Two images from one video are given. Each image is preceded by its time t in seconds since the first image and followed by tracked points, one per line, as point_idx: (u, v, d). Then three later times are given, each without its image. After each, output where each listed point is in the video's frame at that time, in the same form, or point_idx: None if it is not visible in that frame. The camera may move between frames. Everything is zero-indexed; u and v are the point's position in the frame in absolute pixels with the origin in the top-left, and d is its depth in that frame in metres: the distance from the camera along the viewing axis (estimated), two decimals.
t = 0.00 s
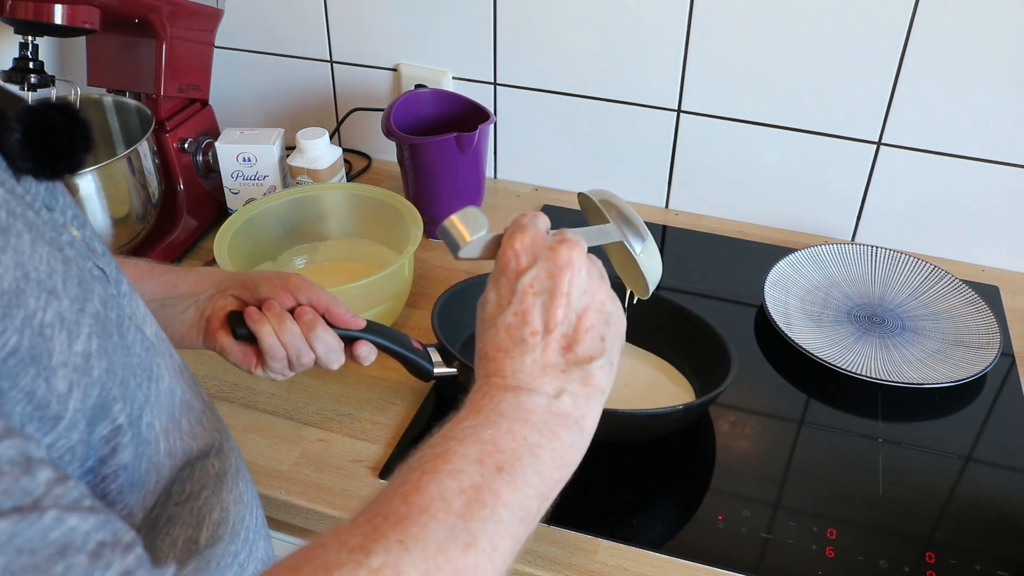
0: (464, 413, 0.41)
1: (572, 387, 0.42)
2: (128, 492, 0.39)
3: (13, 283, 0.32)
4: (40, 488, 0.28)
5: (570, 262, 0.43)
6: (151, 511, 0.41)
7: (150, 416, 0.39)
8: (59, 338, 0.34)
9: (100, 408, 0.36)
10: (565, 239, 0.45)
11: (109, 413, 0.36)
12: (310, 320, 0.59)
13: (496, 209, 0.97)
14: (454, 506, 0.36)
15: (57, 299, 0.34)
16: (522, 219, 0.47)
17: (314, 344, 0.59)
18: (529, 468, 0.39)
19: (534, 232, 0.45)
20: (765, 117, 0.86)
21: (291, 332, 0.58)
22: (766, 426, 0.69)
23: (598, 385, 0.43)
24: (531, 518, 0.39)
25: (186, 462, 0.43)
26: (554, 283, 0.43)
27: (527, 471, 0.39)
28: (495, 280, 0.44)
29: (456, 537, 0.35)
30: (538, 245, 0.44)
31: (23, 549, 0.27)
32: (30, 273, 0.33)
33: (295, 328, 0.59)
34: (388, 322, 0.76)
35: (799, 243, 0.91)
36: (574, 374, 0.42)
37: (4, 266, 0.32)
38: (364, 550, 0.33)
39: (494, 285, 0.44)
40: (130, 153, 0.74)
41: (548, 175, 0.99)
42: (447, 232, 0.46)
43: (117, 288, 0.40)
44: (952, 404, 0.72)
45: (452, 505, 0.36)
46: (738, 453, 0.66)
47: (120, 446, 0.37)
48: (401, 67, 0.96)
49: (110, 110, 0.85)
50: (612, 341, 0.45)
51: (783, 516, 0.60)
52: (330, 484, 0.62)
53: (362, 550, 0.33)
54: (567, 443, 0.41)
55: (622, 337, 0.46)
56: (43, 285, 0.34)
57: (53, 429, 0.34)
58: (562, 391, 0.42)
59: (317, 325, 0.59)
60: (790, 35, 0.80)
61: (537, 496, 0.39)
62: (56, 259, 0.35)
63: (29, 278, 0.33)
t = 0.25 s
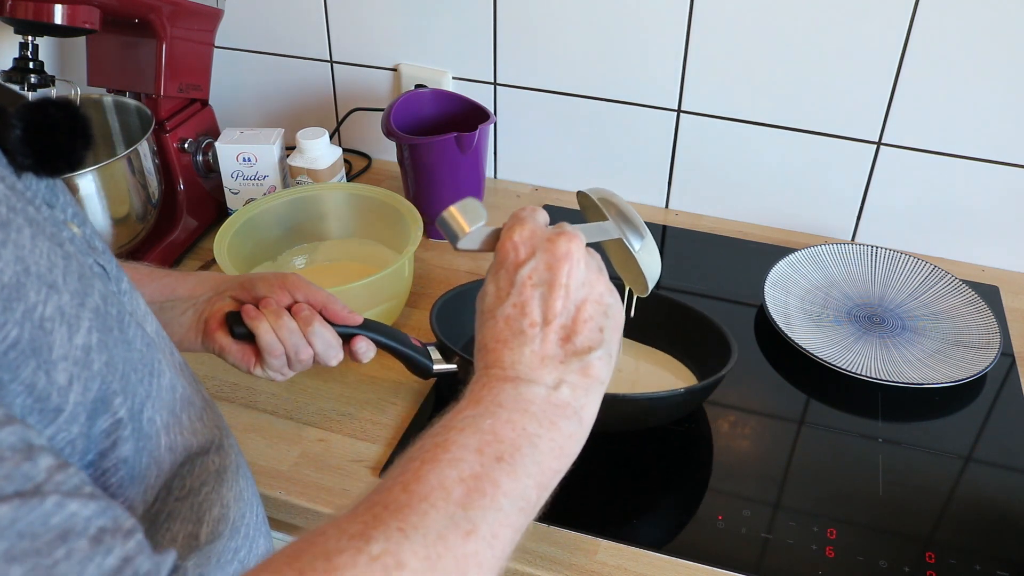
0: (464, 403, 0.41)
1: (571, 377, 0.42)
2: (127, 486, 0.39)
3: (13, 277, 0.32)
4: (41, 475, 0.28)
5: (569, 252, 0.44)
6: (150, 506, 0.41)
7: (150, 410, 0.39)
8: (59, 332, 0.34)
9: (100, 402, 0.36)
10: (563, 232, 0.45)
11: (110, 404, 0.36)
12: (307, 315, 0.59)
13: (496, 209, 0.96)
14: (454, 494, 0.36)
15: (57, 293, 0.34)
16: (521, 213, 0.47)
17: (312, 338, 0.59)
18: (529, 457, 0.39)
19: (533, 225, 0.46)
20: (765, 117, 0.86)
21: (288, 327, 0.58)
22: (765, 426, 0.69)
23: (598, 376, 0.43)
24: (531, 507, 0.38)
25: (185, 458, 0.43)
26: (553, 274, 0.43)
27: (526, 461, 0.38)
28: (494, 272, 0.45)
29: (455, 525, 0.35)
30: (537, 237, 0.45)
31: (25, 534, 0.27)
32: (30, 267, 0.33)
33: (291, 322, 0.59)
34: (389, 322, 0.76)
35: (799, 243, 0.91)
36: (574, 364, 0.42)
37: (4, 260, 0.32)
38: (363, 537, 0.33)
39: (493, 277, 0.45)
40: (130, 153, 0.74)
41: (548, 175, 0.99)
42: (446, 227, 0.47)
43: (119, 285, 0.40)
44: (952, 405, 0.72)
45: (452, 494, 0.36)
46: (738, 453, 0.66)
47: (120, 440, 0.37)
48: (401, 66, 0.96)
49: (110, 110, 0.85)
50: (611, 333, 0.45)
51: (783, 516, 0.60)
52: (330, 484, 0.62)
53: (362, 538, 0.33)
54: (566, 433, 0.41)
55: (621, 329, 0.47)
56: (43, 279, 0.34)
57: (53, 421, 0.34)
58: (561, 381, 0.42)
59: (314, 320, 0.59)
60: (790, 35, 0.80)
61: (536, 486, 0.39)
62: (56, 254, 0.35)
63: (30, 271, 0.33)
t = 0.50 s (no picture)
0: (459, 396, 0.41)
1: (566, 370, 0.42)
2: (128, 478, 0.39)
3: (16, 269, 0.32)
4: (42, 461, 0.28)
5: (562, 246, 0.43)
6: (151, 501, 0.41)
7: (155, 403, 0.39)
8: (61, 323, 0.34)
9: (101, 394, 0.36)
10: (558, 226, 0.45)
11: (111, 395, 0.36)
12: (301, 327, 0.59)
13: (496, 209, 0.96)
14: (449, 484, 0.36)
15: (60, 285, 0.34)
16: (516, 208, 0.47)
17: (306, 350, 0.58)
18: (523, 449, 0.39)
19: (527, 219, 0.45)
20: (765, 117, 0.86)
21: (283, 340, 0.58)
22: (765, 426, 0.69)
23: (592, 367, 0.43)
24: (525, 498, 0.38)
25: (188, 454, 0.43)
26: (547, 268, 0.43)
27: (521, 452, 0.39)
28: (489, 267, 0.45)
29: (450, 514, 0.35)
30: (532, 231, 0.45)
31: (26, 519, 0.27)
32: (33, 259, 0.33)
33: (285, 335, 0.58)
34: (390, 321, 0.76)
35: (799, 243, 0.91)
36: (567, 356, 0.42)
37: (7, 251, 0.32)
38: (360, 526, 0.33)
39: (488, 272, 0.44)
40: (130, 153, 0.74)
41: (548, 176, 0.99)
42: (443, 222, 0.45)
43: (121, 281, 0.40)
44: (952, 405, 0.72)
45: (448, 484, 0.36)
46: (738, 453, 0.66)
47: (120, 432, 0.37)
48: (401, 67, 0.96)
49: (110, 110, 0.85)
50: (606, 324, 0.45)
51: (783, 516, 0.60)
52: (330, 484, 0.62)
53: (359, 527, 0.33)
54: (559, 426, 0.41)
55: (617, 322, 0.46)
56: (46, 271, 0.33)
57: (54, 412, 0.33)
58: (556, 374, 0.42)
59: (308, 331, 0.58)
60: (790, 35, 0.80)
61: (531, 478, 0.39)
62: (59, 247, 0.35)
63: (32, 264, 0.33)
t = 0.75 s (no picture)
0: (433, 396, 0.41)
1: (539, 369, 0.42)
2: (125, 471, 0.38)
3: (16, 260, 0.32)
4: (29, 464, 0.28)
5: (533, 245, 0.43)
6: (152, 496, 0.41)
7: (157, 397, 0.39)
8: (62, 315, 0.33)
9: (98, 386, 0.35)
10: (531, 224, 0.44)
11: (109, 387, 0.36)
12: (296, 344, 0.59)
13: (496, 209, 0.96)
14: (422, 487, 0.36)
15: (61, 277, 0.34)
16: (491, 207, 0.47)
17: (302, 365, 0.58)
18: (495, 450, 0.38)
19: (501, 218, 0.45)
20: (764, 117, 0.86)
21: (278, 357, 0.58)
22: (765, 426, 0.69)
23: (564, 366, 0.43)
24: (499, 500, 0.38)
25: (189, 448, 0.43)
26: (517, 267, 0.43)
27: (494, 453, 0.38)
28: (462, 267, 0.44)
29: (422, 517, 0.35)
30: (504, 230, 0.44)
31: (10, 522, 0.27)
32: (34, 251, 0.33)
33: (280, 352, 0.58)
34: (391, 320, 0.76)
35: (799, 243, 0.91)
36: (539, 355, 0.42)
37: (8, 242, 0.32)
38: (332, 531, 0.33)
39: (462, 272, 0.44)
40: (130, 152, 0.74)
41: (548, 175, 0.99)
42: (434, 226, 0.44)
43: (122, 277, 0.40)
44: (952, 404, 0.72)
45: (420, 487, 0.36)
46: (738, 453, 0.66)
47: (119, 424, 0.36)
48: (401, 67, 0.96)
49: (110, 109, 0.84)
50: (579, 323, 0.44)
51: (783, 516, 0.60)
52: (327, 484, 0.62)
53: (331, 532, 0.33)
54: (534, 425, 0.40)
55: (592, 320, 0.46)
56: (47, 263, 0.33)
57: (53, 405, 0.33)
58: (529, 374, 0.41)
59: (302, 347, 0.58)
60: (791, 35, 0.81)
61: (504, 479, 0.38)
62: (60, 240, 0.35)
63: (33, 255, 0.33)
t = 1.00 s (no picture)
0: (416, 416, 0.40)
1: (519, 403, 0.41)
2: (118, 465, 0.37)
3: (16, 251, 0.32)
4: (14, 472, 0.28)
5: (531, 280, 0.41)
6: (152, 493, 0.40)
7: (157, 392, 0.39)
8: (61, 307, 0.34)
9: (92, 379, 0.35)
10: (533, 257, 0.42)
11: (102, 380, 0.35)
12: (291, 361, 0.59)
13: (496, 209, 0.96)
14: (397, 512, 0.36)
15: (60, 270, 0.34)
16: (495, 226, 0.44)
17: (297, 381, 0.58)
18: (469, 480, 0.38)
19: (504, 245, 0.43)
20: (764, 117, 0.86)
21: (273, 374, 0.58)
22: (765, 426, 0.69)
23: (543, 403, 0.42)
24: (467, 527, 0.39)
25: (188, 446, 0.42)
26: (513, 300, 0.41)
27: (468, 482, 0.38)
28: (459, 289, 0.43)
29: (395, 543, 0.35)
30: (506, 261, 0.42)
31: None
32: (35, 244, 0.33)
33: (276, 368, 0.58)
34: (390, 320, 0.76)
35: (799, 243, 0.91)
36: (521, 390, 0.41)
37: (9, 235, 0.32)
38: (308, 551, 0.34)
39: (458, 294, 0.43)
40: (131, 152, 0.74)
41: (548, 175, 0.99)
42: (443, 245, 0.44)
43: (123, 273, 0.40)
44: (952, 405, 0.72)
45: (395, 511, 0.36)
46: (738, 452, 0.66)
47: (111, 418, 0.36)
48: (401, 67, 0.96)
49: (110, 110, 0.85)
50: (563, 365, 0.43)
51: (783, 516, 0.60)
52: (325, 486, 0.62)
53: (306, 552, 0.34)
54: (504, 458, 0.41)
55: (579, 356, 0.45)
56: (47, 255, 0.34)
57: (49, 399, 0.33)
58: (510, 407, 0.41)
59: (297, 364, 0.58)
60: (791, 35, 0.80)
61: (474, 508, 0.39)
62: (59, 234, 0.35)
63: (34, 248, 0.33)
